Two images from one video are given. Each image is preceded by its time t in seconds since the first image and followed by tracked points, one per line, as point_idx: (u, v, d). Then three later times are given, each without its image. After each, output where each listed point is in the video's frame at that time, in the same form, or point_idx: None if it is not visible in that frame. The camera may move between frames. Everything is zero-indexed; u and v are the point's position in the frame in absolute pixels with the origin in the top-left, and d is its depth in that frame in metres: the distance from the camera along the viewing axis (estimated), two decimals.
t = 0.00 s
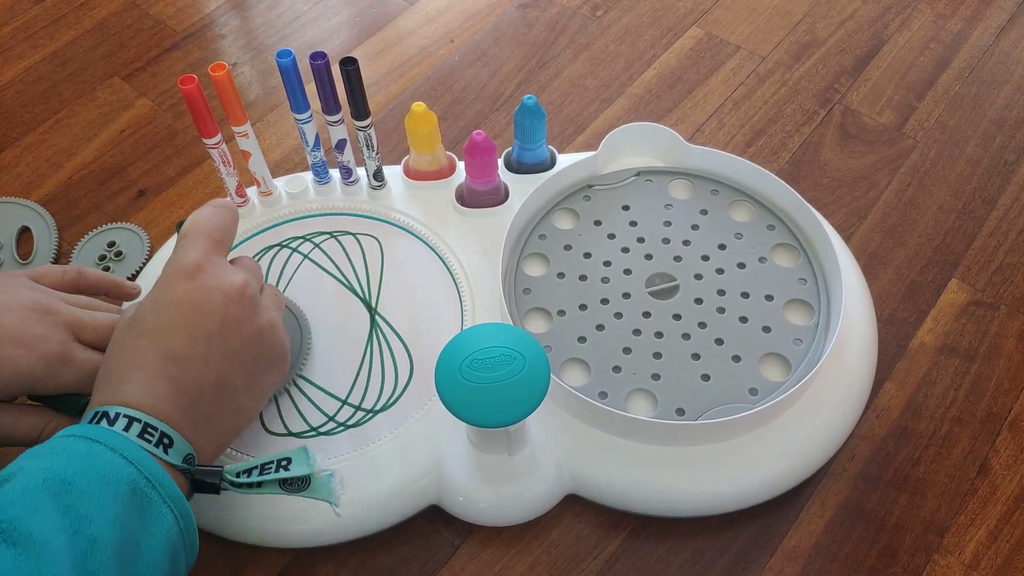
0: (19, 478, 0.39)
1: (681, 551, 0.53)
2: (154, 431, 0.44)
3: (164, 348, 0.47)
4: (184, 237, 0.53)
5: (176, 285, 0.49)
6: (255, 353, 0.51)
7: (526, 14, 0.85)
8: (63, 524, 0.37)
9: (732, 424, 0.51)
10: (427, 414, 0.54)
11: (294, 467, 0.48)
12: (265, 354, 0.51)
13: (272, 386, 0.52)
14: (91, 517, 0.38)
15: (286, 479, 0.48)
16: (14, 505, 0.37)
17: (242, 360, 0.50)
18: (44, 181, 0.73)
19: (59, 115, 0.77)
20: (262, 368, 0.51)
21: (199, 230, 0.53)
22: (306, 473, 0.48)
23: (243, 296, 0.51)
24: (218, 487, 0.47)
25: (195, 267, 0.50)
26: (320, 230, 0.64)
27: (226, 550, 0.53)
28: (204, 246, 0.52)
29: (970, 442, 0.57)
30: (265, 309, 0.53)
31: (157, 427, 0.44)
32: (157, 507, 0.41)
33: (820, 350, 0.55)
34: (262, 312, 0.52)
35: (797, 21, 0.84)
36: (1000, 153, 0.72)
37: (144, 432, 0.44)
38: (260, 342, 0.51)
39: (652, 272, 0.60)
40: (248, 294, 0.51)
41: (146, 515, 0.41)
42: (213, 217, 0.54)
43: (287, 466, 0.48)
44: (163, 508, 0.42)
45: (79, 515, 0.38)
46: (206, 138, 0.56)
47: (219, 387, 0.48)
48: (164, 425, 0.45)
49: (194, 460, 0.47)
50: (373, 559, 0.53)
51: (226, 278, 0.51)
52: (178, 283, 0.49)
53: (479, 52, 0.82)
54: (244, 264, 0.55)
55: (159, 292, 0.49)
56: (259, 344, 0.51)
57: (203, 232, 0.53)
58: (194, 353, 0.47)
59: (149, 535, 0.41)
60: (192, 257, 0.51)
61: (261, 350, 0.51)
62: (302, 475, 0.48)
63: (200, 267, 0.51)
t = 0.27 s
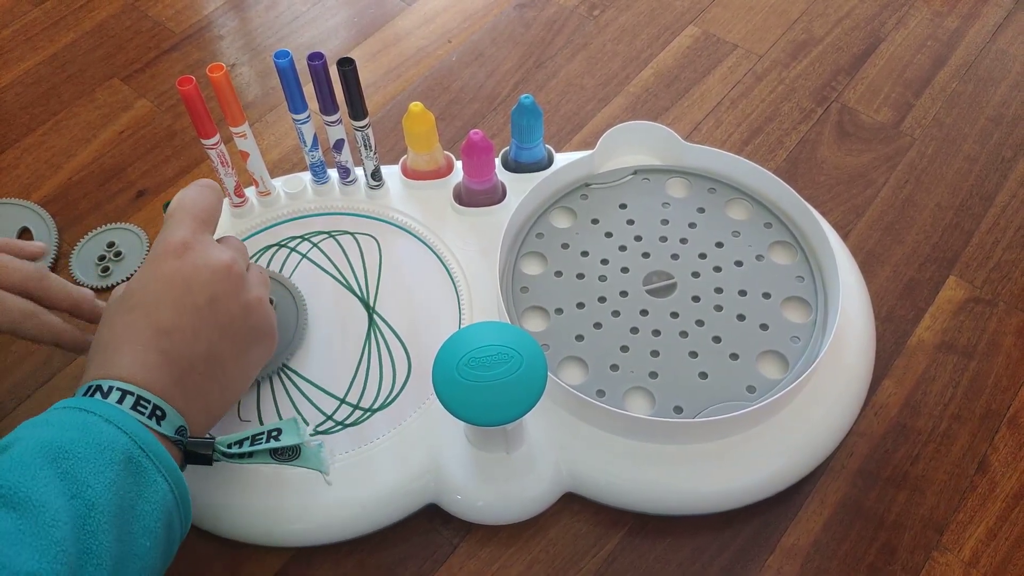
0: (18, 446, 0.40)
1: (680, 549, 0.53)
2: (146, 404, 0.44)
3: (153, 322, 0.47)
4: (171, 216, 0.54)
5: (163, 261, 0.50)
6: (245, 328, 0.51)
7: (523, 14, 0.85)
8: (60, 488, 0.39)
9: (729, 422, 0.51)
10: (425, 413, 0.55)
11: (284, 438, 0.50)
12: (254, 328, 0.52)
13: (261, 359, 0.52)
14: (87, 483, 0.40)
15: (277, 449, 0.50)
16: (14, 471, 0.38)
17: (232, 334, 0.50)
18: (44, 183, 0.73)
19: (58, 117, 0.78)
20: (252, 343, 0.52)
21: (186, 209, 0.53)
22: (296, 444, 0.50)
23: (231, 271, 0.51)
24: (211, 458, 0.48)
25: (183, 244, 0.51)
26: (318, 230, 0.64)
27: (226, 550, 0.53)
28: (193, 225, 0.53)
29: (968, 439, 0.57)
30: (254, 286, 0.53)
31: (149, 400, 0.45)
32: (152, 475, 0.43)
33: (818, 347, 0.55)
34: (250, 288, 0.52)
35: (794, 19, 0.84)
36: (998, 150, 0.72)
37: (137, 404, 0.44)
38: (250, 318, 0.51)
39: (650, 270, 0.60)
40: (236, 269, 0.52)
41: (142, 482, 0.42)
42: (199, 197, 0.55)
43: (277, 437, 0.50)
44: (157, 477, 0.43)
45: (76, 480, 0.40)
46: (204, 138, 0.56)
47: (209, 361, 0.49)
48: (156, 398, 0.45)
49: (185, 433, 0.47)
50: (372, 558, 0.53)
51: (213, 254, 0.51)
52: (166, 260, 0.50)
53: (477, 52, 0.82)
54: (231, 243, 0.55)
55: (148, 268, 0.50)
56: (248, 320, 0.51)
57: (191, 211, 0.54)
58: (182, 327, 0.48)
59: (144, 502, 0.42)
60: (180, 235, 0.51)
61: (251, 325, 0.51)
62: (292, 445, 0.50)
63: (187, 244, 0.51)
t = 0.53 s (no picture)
0: (21, 420, 0.41)
1: (679, 548, 0.53)
2: (146, 380, 0.46)
3: (154, 301, 0.48)
4: (170, 197, 0.54)
5: (163, 242, 0.51)
6: (243, 308, 0.52)
7: (522, 15, 0.85)
8: (61, 460, 0.40)
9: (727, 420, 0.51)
10: (424, 413, 0.55)
11: (280, 416, 0.49)
12: (251, 309, 0.53)
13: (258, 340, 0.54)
14: (88, 456, 0.41)
15: (272, 427, 0.49)
16: (16, 443, 0.40)
17: (230, 314, 0.52)
18: (45, 183, 0.73)
19: (59, 118, 0.78)
20: (249, 323, 0.53)
21: (186, 190, 0.55)
22: (291, 423, 0.49)
23: (230, 253, 0.52)
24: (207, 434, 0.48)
25: (184, 225, 0.52)
26: (318, 230, 0.64)
27: (226, 549, 0.54)
28: (192, 206, 0.54)
29: (967, 437, 0.57)
30: (252, 267, 0.54)
31: (149, 376, 0.46)
32: (149, 451, 0.44)
33: (816, 346, 0.55)
34: (249, 269, 0.54)
35: (793, 19, 0.84)
36: (995, 149, 0.72)
37: (136, 380, 0.45)
38: (248, 299, 0.53)
39: (649, 269, 0.60)
40: (235, 251, 0.53)
41: (139, 457, 0.43)
42: (196, 180, 0.56)
43: (273, 415, 0.49)
44: (155, 452, 0.44)
45: (76, 453, 0.41)
46: (205, 139, 0.57)
47: (209, 341, 0.50)
48: (154, 374, 0.46)
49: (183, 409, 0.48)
50: (372, 557, 0.53)
51: (212, 236, 0.53)
52: (167, 240, 0.51)
53: (476, 52, 0.82)
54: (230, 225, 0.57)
55: (149, 248, 0.51)
56: (246, 301, 0.52)
57: (190, 194, 0.55)
58: (182, 307, 0.49)
59: (142, 475, 0.43)
60: (180, 216, 0.53)
61: (249, 306, 0.53)
62: (286, 424, 0.48)
63: (187, 225, 0.52)
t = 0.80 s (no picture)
0: (40, 382, 0.41)
1: (678, 548, 0.53)
2: (161, 351, 0.45)
3: (169, 275, 0.48)
4: (185, 173, 0.54)
5: (179, 217, 0.51)
6: (255, 284, 0.52)
7: (521, 15, 0.85)
8: (79, 427, 0.40)
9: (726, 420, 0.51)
10: (423, 413, 0.55)
11: (290, 389, 0.50)
12: (264, 285, 0.53)
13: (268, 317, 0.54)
14: (104, 425, 0.41)
15: (283, 400, 0.49)
16: (35, 409, 0.40)
17: (242, 290, 0.51)
18: (45, 185, 0.73)
19: (58, 120, 0.78)
20: (261, 299, 0.53)
21: (202, 166, 0.54)
22: (303, 396, 0.50)
23: (245, 230, 0.52)
24: (220, 406, 0.48)
25: (198, 201, 0.52)
26: (318, 230, 0.64)
27: (226, 550, 0.53)
28: (208, 182, 0.54)
29: (966, 436, 0.57)
30: (265, 244, 0.54)
31: (164, 347, 0.45)
32: (164, 420, 0.43)
33: (815, 345, 0.55)
34: (262, 246, 0.53)
35: (791, 19, 0.84)
36: (994, 149, 0.72)
37: (153, 351, 0.45)
38: (261, 275, 0.53)
39: (647, 269, 0.60)
40: (250, 229, 0.53)
41: (154, 426, 0.43)
42: (211, 155, 0.55)
43: (284, 388, 0.50)
44: (169, 421, 0.43)
45: (93, 420, 0.40)
46: (204, 140, 0.57)
47: (223, 315, 0.50)
48: (170, 346, 0.46)
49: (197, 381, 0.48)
50: (372, 558, 0.53)
51: (227, 213, 0.53)
52: (182, 216, 0.51)
53: (475, 53, 0.82)
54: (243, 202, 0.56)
55: (165, 222, 0.51)
56: (260, 277, 0.52)
57: (207, 170, 0.54)
58: (198, 280, 0.49)
59: (155, 445, 0.43)
60: (195, 192, 0.52)
61: (261, 282, 0.53)
62: (297, 398, 0.49)
63: (203, 201, 0.52)
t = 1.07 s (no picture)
0: (59, 371, 0.41)
1: (678, 547, 0.53)
2: (180, 340, 0.46)
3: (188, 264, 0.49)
4: (206, 161, 0.55)
5: (200, 206, 0.51)
6: (274, 273, 0.53)
7: (520, 15, 0.85)
8: (99, 414, 0.40)
9: (726, 419, 0.51)
10: (423, 413, 0.55)
11: (307, 380, 0.50)
12: (281, 274, 0.54)
13: (285, 306, 0.54)
14: (124, 411, 0.41)
15: (300, 391, 0.50)
16: (54, 396, 0.39)
17: (261, 278, 0.52)
18: (44, 186, 0.73)
19: (57, 121, 0.78)
20: (278, 287, 0.54)
21: (224, 155, 0.55)
22: (320, 387, 0.50)
23: (264, 221, 0.53)
24: (238, 395, 0.49)
25: (220, 190, 0.53)
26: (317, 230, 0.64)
27: (225, 550, 0.54)
28: (229, 172, 0.54)
29: (965, 436, 0.57)
30: (284, 235, 0.55)
31: (183, 336, 0.46)
32: (181, 409, 0.43)
33: (814, 344, 0.55)
34: (281, 236, 0.54)
35: (790, 19, 0.84)
36: (993, 148, 0.72)
37: (171, 339, 0.45)
38: (279, 264, 0.53)
39: (646, 269, 0.60)
40: (269, 219, 0.54)
41: (171, 415, 0.43)
42: (233, 145, 0.55)
43: (300, 379, 0.50)
44: (186, 410, 0.44)
45: (113, 408, 0.40)
46: (203, 140, 0.57)
47: (241, 303, 0.51)
48: (189, 335, 0.47)
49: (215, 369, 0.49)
50: (371, 558, 0.53)
51: (247, 203, 0.53)
52: (204, 205, 0.51)
53: (474, 53, 0.82)
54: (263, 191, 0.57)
55: (187, 211, 0.51)
56: (278, 267, 0.53)
57: (226, 159, 0.55)
58: (218, 269, 0.50)
59: (172, 433, 0.43)
60: (217, 181, 0.53)
61: (279, 271, 0.53)
62: (314, 388, 0.50)
63: (224, 191, 0.53)
